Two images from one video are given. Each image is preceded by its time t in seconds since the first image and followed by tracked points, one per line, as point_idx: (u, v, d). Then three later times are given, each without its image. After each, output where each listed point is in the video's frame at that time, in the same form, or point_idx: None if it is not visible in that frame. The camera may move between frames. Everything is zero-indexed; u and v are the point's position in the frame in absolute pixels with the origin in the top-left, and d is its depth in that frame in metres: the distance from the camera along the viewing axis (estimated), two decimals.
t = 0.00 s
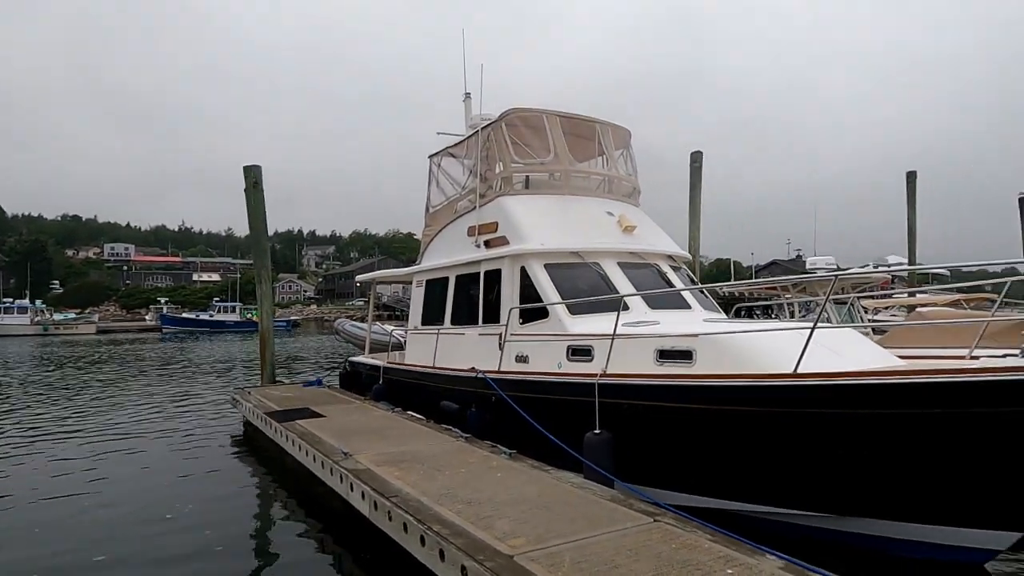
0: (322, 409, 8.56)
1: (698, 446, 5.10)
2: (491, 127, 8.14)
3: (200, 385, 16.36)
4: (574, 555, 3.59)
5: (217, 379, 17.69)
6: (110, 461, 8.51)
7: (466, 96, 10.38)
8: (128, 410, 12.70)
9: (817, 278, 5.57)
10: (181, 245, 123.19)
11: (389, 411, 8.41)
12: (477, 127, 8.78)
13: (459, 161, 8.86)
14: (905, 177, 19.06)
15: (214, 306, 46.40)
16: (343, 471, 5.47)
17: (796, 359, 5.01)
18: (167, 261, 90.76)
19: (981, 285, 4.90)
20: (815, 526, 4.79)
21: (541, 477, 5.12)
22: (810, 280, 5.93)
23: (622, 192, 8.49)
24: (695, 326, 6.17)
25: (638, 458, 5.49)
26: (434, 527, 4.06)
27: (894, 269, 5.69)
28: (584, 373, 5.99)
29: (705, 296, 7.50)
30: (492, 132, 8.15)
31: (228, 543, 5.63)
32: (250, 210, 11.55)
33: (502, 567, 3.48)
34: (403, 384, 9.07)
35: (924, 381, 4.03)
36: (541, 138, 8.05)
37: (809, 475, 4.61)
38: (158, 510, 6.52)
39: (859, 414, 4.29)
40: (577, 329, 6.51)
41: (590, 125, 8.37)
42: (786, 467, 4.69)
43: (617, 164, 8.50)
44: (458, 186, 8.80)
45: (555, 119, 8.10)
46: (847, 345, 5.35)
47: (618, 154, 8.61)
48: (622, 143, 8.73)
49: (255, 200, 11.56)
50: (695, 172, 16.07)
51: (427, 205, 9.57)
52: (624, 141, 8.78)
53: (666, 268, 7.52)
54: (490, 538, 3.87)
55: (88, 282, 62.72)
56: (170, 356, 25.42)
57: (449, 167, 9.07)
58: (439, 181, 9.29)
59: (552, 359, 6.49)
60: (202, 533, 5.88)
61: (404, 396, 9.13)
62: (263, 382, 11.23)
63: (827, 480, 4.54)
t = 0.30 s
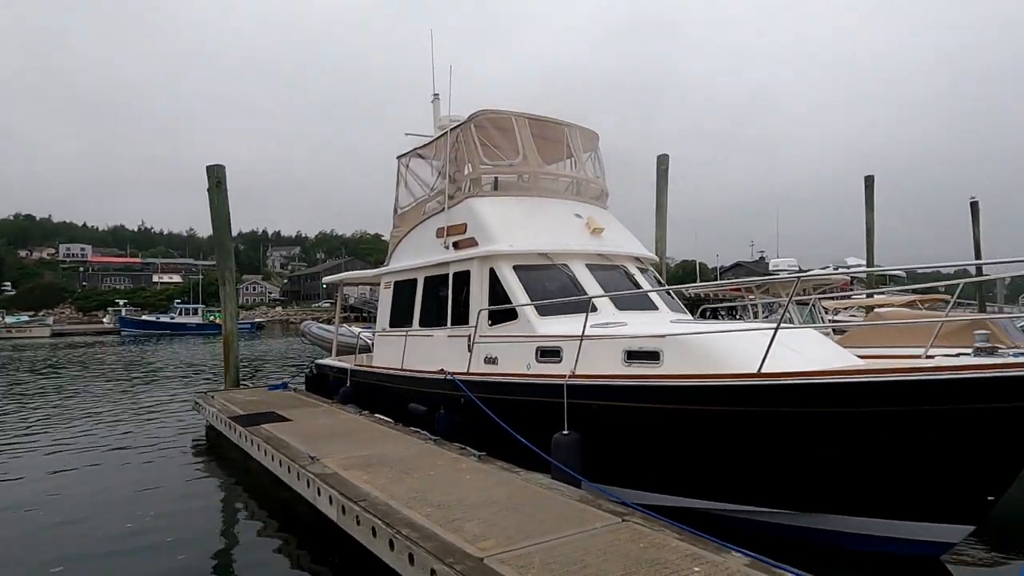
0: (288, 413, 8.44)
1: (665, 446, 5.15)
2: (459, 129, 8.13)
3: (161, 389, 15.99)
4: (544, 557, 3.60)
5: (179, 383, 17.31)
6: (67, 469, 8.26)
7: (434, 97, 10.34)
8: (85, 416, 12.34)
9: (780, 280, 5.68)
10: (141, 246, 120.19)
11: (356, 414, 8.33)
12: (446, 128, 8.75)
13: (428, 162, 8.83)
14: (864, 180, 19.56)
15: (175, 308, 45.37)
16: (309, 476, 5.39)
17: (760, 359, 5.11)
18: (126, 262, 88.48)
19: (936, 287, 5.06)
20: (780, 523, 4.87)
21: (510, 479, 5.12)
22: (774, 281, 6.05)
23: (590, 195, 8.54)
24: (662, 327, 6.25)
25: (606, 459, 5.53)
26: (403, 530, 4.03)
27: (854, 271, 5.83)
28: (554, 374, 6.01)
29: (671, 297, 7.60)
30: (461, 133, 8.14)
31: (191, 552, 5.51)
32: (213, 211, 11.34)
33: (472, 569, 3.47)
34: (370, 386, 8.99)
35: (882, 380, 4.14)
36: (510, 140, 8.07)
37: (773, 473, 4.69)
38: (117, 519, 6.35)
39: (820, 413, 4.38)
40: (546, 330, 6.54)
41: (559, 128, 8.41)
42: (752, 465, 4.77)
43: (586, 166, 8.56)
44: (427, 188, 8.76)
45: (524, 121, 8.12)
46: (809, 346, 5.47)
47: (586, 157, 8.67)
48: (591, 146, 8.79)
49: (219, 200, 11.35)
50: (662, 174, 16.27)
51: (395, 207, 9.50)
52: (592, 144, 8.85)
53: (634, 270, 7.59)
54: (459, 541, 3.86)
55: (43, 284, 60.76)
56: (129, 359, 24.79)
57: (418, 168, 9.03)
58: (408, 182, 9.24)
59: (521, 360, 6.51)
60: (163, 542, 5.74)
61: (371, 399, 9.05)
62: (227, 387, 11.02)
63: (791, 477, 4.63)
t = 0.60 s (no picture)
0: (257, 419, 8.30)
1: (638, 450, 5.18)
2: (433, 132, 8.09)
3: (124, 396, 15.60)
4: (519, 564, 3.59)
5: (144, 389, 16.92)
6: (27, 479, 8.01)
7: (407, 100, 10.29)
8: (45, 424, 11.99)
9: (751, 284, 5.76)
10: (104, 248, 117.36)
11: (328, 420, 8.22)
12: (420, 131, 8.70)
13: (401, 166, 8.77)
14: (829, 186, 19.98)
15: (139, 312, 44.36)
16: (280, 484, 5.30)
17: (732, 363, 5.17)
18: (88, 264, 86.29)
19: (900, 292, 5.17)
20: (749, 524, 4.94)
21: (484, 485, 5.10)
22: (745, 286, 6.13)
23: (564, 200, 8.57)
24: (635, 331, 6.29)
25: (581, 463, 5.55)
26: (377, 538, 3.99)
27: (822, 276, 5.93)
28: (528, 378, 6.00)
29: (644, 301, 7.66)
30: (435, 137, 8.10)
31: (157, 563, 5.38)
32: (180, 213, 11.12)
33: None
34: (342, 392, 8.89)
35: (851, 383, 4.22)
36: (484, 144, 8.05)
37: (745, 476, 4.75)
38: (79, 530, 6.17)
39: (789, 416, 4.45)
40: (520, 335, 6.53)
41: (533, 133, 8.42)
42: (723, 468, 4.82)
43: (559, 171, 8.61)
44: (400, 191, 8.70)
45: (498, 126, 8.11)
46: (779, 350, 5.55)
47: (560, 162, 8.70)
48: (564, 151, 8.82)
49: (186, 202, 11.14)
50: (634, 179, 16.40)
51: (368, 210, 9.42)
52: (565, 149, 8.88)
53: (607, 274, 7.63)
54: (433, 548, 3.83)
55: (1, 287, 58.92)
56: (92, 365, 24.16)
57: (391, 172, 8.96)
58: (381, 186, 9.17)
59: (495, 364, 6.49)
60: (128, 553, 5.60)
61: (343, 405, 8.95)
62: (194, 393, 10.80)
63: (761, 480, 4.69)
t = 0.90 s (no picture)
0: (222, 421, 8.15)
1: (606, 448, 5.21)
2: (402, 131, 8.04)
3: (83, 399, 15.18)
4: (486, 562, 3.59)
5: (104, 391, 16.48)
6: None
7: (377, 98, 10.21)
8: None
9: (717, 284, 5.85)
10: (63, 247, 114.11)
11: (294, 422, 8.12)
12: (389, 130, 8.65)
13: (370, 164, 8.70)
14: (794, 189, 20.38)
15: (100, 313, 43.23)
16: (245, 486, 5.22)
17: (698, 362, 5.24)
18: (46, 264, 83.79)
19: (861, 291, 5.29)
20: (714, 520, 5.00)
21: (453, 484, 5.09)
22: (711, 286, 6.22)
23: (533, 200, 8.59)
24: (604, 330, 6.33)
25: (549, 462, 5.57)
26: (343, 540, 3.95)
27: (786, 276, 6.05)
28: (497, 378, 6.00)
29: (612, 301, 7.72)
30: (404, 136, 8.05)
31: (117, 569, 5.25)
32: (143, 212, 10.88)
33: None
34: (309, 393, 8.78)
35: (812, 380, 4.31)
36: (453, 143, 8.03)
37: (710, 473, 4.81)
38: (35, 536, 6.00)
39: (753, 413, 4.52)
40: (489, 334, 6.53)
41: (503, 133, 8.43)
42: (689, 466, 4.88)
43: (529, 171, 8.63)
44: (369, 190, 8.63)
45: (468, 125, 8.10)
46: (744, 349, 5.64)
47: (529, 162, 8.72)
48: (534, 152, 8.84)
49: (149, 200, 10.90)
50: (603, 180, 16.52)
51: (336, 209, 9.33)
52: (535, 149, 8.90)
53: (576, 274, 7.68)
54: (401, 548, 3.81)
55: None
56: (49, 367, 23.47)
57: (359, 171, 8.89)
58: (349, 184, 9.09)
59: (464, 364, 6.48)
60: (86, 559, 5.46)
61: (310, 406, 8.84)
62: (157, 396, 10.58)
63: (726, 477, 4.76)
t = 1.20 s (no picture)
0: (192, 426, 8.01)
1: (583, 451, 5.22)
2: (378, 132, 7.99)
3: (48, 403, 14.81)
4: (462, 566, 3.57)
5: (69, 396, 16.09)
6: None
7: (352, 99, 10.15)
8: None
9: (691, 287, 5.91)
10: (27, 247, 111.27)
11: (266, 426, 8.01)
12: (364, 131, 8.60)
13: (345, 166, 8.64)
14: (766, 195, 20.69)
15: (65, 316, 42.22)
16: (216, 492, 5.13)
17: (672, 364, 5.28)
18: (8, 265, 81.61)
19: (830, 295, 5.38)
20: (688, 522, 5.05)
21: (428, 488, 5.06)
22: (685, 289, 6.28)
23: (509, 203, 8.60)
24: (579, 333, 6.36)
25: (525, 465, 5.57)
26: (317, 545, 3.90)
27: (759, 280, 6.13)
28: (472, 381, 5.99)
29: (588, 304, 7.76)
30: (379, 137, 8.00)
31: None
32: (111, 212, 10.66)
33: None
34: (281, 397, 8.67)
35: (784, 383, 4.37)
36: (429, 145, 8.00)
37: (684, 474, 4.85)
38: None
39: (727, 416, 4.57)
40: (464, 337, 6.51)
41: (479, 135, 8.42)
42: (663, 467, 4.91)
43: (505, 175, 8.65)
44: (344, 191, 8.57)
45: (444, 127, 8.08)
46: (717, 352, 5.71)
47: (505, 166, 8.73)
48: (510, 155, 8.85)
49: (118, 200, 10.69)
50: (579, 185, 16.60)
51: (310, 211, 9.24)
52: (511, 152, 8.91)
53: (551, 278, 7.70)
54: (376, 553, 3.78)
55: None
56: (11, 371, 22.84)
57: (334, 172, 8.82)
58: (323, 186, 9.02)
59: (439, 367, 6.46)
60: (50, 568, 5.33)
61: (283, 410, 8.73)
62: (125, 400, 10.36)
63: (700, 478, 4.81)
